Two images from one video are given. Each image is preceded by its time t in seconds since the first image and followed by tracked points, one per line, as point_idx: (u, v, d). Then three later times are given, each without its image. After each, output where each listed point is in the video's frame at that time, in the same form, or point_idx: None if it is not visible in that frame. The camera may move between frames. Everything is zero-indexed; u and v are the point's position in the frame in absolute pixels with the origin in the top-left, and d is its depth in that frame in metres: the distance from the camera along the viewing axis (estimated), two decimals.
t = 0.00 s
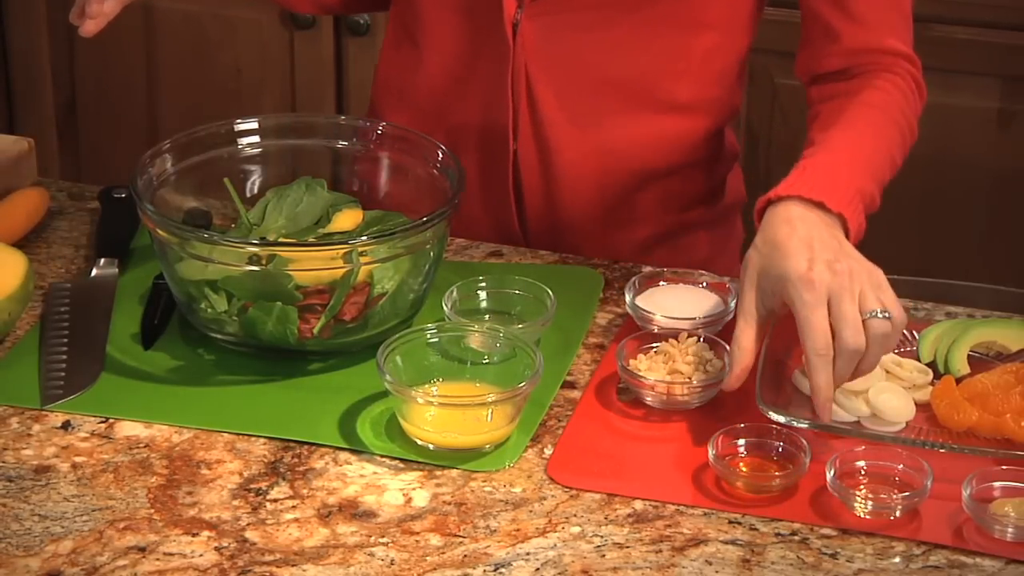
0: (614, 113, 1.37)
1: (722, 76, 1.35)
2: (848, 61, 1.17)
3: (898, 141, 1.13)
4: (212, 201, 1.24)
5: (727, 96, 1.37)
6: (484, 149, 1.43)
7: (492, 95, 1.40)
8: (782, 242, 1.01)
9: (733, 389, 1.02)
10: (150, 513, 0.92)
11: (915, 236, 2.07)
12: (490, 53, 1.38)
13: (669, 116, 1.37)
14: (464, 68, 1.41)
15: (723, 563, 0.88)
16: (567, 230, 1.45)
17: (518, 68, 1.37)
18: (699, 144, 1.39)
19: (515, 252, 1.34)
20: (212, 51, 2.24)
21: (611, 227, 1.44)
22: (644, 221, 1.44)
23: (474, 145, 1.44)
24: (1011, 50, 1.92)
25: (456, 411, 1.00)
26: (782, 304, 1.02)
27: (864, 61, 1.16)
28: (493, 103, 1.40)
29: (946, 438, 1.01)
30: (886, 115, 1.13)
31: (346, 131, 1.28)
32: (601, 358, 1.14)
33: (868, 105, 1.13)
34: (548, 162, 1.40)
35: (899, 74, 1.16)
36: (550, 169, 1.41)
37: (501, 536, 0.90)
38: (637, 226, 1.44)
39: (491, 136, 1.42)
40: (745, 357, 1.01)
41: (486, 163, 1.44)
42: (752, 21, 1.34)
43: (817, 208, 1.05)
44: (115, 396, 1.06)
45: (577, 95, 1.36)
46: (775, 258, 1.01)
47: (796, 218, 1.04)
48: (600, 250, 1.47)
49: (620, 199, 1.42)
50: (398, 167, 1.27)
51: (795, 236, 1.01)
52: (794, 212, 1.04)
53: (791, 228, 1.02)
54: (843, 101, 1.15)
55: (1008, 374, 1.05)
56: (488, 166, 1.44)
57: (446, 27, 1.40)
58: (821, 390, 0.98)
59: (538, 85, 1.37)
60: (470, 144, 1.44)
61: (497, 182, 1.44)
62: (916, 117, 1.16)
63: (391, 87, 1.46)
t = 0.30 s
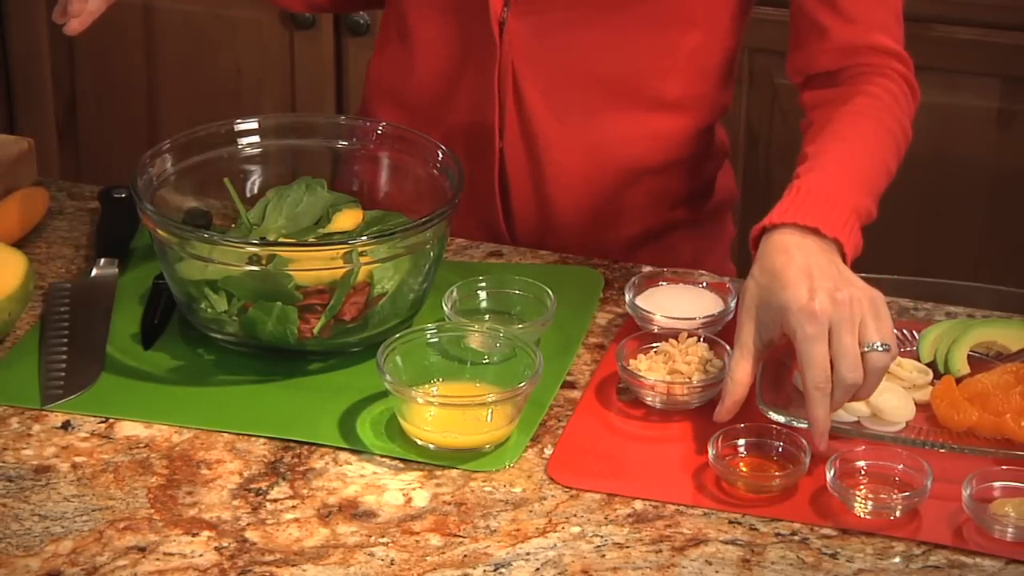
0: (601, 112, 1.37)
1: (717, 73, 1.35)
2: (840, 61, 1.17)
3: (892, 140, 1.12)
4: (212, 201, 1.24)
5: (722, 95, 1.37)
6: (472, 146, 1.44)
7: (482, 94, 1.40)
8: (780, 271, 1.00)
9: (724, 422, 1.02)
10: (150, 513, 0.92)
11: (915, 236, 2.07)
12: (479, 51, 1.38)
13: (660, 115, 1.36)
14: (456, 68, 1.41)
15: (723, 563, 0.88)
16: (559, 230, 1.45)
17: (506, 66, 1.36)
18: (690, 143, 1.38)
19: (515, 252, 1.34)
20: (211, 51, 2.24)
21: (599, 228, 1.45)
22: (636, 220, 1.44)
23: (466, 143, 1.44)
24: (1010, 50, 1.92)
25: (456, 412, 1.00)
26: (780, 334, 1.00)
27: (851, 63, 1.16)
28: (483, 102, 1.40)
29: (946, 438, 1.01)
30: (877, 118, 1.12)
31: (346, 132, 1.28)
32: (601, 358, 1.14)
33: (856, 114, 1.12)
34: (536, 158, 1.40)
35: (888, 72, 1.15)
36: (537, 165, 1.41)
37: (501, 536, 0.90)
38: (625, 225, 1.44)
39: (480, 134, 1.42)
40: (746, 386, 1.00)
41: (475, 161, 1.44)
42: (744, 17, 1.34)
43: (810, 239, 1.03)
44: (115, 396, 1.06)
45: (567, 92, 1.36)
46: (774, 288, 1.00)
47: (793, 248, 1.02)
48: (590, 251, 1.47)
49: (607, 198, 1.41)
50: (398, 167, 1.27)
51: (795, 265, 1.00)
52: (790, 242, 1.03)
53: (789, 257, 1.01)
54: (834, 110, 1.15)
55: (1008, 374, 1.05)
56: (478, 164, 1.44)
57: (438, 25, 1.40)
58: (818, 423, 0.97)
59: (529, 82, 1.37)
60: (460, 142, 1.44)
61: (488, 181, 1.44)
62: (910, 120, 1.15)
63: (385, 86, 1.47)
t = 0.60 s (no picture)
0: (591, 111, 1.36)
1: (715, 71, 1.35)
2: (831, 61, 1.16)
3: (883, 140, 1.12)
4: (211, 200, 1.24)
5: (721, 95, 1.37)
6: (466, 147, 1.44)
7: (474, 93, 1.40)
8: (774, 278, 0.99)
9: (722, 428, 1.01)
10: (150, 513, 0.92)
11: (915, 236, 2.07)
12: (472, 51, 1.38)
13: (655, 113, 1.36)
14: (448, 68, 1.40)
15: (723, 562, 0.88)
16: (556, 230, 1.45)
17: (496, 65, 1.36)
18: (685, 141, 1.38)
19: (515, 252, 1.34)
20: (212, 51, 2.24)
21: (594, 228, 1.45)
22: (632, 220, 1.44)
23: (460, 143, 1.44)
24: (1010, 50, 1.92)
25: (456, 411, 1.00)
26: (774, 341, 1.00)
27: (841, 65, 1.15)
28: (475, 101, 1.40)
29: (946, 438, 1.01)
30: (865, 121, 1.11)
31: (346, 132, 1.28)
32: (601, 358, 1.14)
33: (846, 116, 1.12)
34: (529, 158, 1.40)
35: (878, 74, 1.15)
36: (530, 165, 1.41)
37: (501, 536, 0.90)
38: (619, 224, 1.44)
39: (471, 132, 1.42)
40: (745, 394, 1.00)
41: (471, 161, 1.44)
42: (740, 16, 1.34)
43: (803, 245, 1.03)
44: (115, 396, 1.06)
45: (560, 92, 1.36)
46: (768, 295, 0.99)
47: (787, 254, 1.01)
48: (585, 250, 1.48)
49: (601, 198, 1.41)
50: (397, 167, 1.27)
51: (789, 272, 0.99)
52: (784, 249, 1.02)
53: (783, 264, 1.00)
54: (824, 113, 1.14)
55: (1008, 374, 1.05)
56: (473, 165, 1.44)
57: (432, 25, 1.40)
58: (810, 428, 0.97)
59: (525, 82, 1.37)
60: (453, 142, 1.44)
61: (482, 181, 1.44)
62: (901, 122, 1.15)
63: (381, 87, 1.46)
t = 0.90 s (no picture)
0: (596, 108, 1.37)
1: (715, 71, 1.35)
2: (837, 52, 1.17)
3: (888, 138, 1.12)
4: (211, 201, 1.24)
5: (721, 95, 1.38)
6: (471, 145, 1.44)
7: (481, 92, 1.40)
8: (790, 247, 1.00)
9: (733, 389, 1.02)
10: (150, 513, 0.92)
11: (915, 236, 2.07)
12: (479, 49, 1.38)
13: (658, 114, 1.36)
14: (456, 68, 1.41)
15: (722, 563, 0.88)
16: (558, 230, 1.45)
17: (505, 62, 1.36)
18: (691, 141, 1.38)
19: (515, 252, 1.34)
20: (211, 51, 2.24)
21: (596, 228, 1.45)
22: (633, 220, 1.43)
23: (462, 142, 1.44)
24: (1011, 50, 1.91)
25: (456, 412, 1.00)
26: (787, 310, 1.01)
27: (847, 55, 1.16)
28: (483, 99, 1.40)
29: (946, 438, 1.01)
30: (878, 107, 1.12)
31: (346, 131, 1.28)
32: (601, 358, 1.14)
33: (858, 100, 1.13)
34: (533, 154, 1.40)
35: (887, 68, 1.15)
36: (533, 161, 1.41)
37: (501, 536, 0.90)
38: (621, 223, 1.44)
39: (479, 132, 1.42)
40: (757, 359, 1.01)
41: (475, 161, 1.44)
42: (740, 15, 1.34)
43: (819, 218, 1.04)
44: (115, 396, 1.06)
45: (564, 89, 1.36)
46: (782, 264, 1.00)
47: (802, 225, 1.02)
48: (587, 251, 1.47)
49: (602, 198, 1.41)
50: (398, 166, 1.27)
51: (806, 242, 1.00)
52: (800, 220, 1.03)
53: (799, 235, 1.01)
54: (828, 102, 1.15)
55: (1008, 374, 1.05)
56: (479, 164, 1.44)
57: (438, 25, 1.40)
58: (820, 397, 0.98)
59: (527, 80, 1.37)
60: (462, 142, 1.44)
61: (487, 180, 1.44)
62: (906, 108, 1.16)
63: (387, 87, 1.47)
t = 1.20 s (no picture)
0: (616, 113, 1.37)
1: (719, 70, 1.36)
2: (890, 47, 1.16)
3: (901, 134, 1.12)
4: (212, 201, 1.24)
5: (727, 97, 1.38)
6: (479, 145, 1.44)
7: (494, 97, 1.40)
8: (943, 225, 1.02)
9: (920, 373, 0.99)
10: (150, 513, 0.92)
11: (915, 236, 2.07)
12: (489, 52, 1.38)
13: (677, 119, 1.37)
14: (465, 70, 1.41)
15: (722, 562, 0.88)
16: (562, 232, 1.45)
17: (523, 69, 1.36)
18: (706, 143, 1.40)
19: (515, 252, 1.34)
20: (212, 51, 2.24)
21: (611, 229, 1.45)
22: (644, 218, 1.44)
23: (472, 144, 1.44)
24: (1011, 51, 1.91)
25: (456, 412, 1.00)
26: (959, 286, 1.01)
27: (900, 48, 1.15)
28: (497, 105, 1.40)
29: (946, 438, 1.01)
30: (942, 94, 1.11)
31: (346, 131, 1.28)
32: (601, 358, 1.14)
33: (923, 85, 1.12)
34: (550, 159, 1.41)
35: (899, 66, 1.15)
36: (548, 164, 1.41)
37: (501, 536, 0.90)
38: (635, 222, 1.45)
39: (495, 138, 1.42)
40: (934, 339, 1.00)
41: (485, 161, 1.44)
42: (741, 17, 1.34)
43: (957, 195, 1.05)
44: (115, 396, 1.06)
45: (581, 95, 1.36)
46: (942, 242, 1.02)
47: (944, 204, 1.04)
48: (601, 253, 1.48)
49: (618, 200, 1.42)
50: (398, 166, 1.27)
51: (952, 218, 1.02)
52: (935, 198, 1.05)
53: (947, 212, 1.03)
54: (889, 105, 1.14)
55: (1008, 374, 1.04)
56: (491, 167, 1.44)
57: (442, 25, 1.40)
58: None
59: (541, 85, 1.36)
60: (472, 144, 1.44)
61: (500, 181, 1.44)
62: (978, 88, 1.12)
63: (395, 89, 1.47)
